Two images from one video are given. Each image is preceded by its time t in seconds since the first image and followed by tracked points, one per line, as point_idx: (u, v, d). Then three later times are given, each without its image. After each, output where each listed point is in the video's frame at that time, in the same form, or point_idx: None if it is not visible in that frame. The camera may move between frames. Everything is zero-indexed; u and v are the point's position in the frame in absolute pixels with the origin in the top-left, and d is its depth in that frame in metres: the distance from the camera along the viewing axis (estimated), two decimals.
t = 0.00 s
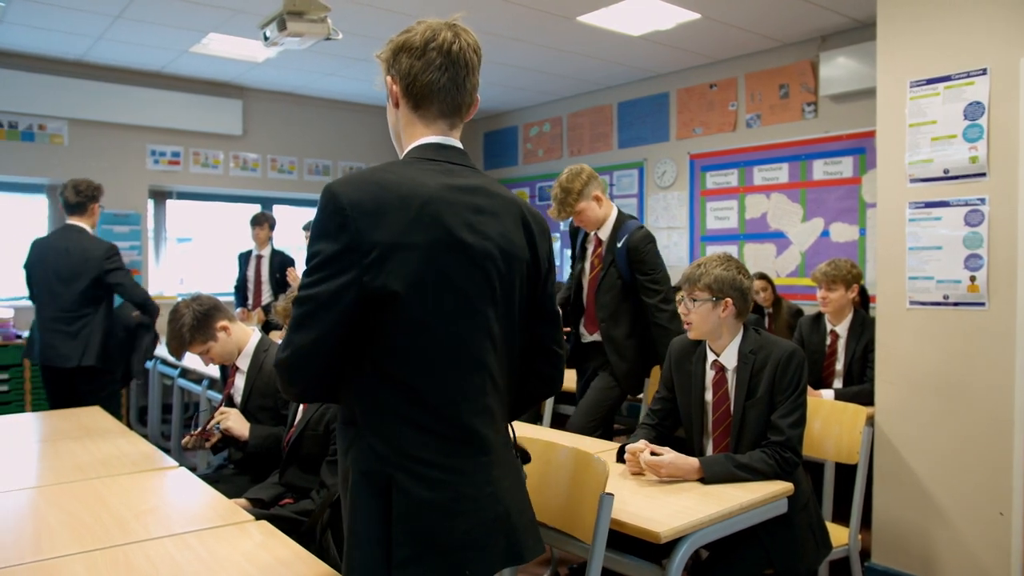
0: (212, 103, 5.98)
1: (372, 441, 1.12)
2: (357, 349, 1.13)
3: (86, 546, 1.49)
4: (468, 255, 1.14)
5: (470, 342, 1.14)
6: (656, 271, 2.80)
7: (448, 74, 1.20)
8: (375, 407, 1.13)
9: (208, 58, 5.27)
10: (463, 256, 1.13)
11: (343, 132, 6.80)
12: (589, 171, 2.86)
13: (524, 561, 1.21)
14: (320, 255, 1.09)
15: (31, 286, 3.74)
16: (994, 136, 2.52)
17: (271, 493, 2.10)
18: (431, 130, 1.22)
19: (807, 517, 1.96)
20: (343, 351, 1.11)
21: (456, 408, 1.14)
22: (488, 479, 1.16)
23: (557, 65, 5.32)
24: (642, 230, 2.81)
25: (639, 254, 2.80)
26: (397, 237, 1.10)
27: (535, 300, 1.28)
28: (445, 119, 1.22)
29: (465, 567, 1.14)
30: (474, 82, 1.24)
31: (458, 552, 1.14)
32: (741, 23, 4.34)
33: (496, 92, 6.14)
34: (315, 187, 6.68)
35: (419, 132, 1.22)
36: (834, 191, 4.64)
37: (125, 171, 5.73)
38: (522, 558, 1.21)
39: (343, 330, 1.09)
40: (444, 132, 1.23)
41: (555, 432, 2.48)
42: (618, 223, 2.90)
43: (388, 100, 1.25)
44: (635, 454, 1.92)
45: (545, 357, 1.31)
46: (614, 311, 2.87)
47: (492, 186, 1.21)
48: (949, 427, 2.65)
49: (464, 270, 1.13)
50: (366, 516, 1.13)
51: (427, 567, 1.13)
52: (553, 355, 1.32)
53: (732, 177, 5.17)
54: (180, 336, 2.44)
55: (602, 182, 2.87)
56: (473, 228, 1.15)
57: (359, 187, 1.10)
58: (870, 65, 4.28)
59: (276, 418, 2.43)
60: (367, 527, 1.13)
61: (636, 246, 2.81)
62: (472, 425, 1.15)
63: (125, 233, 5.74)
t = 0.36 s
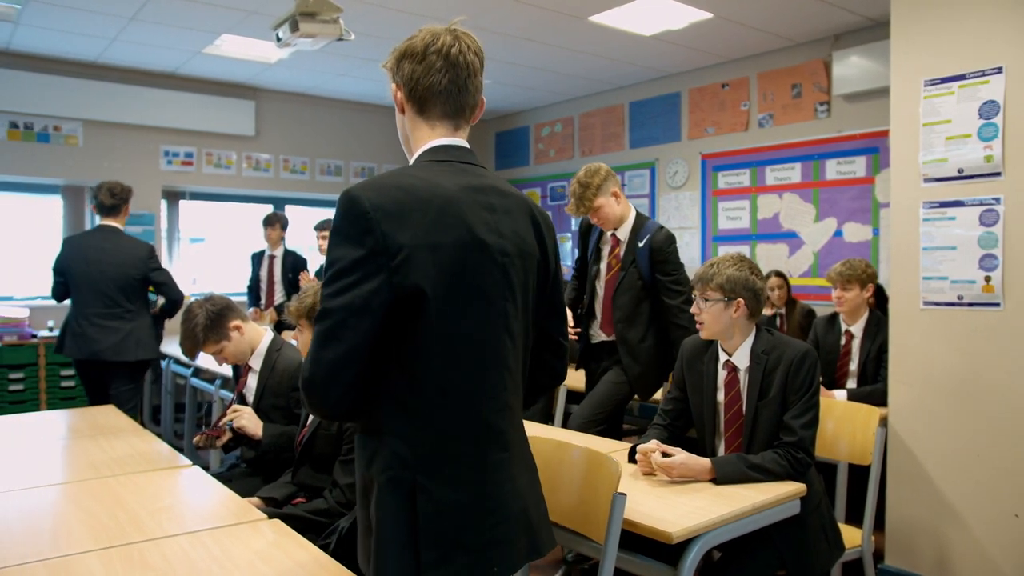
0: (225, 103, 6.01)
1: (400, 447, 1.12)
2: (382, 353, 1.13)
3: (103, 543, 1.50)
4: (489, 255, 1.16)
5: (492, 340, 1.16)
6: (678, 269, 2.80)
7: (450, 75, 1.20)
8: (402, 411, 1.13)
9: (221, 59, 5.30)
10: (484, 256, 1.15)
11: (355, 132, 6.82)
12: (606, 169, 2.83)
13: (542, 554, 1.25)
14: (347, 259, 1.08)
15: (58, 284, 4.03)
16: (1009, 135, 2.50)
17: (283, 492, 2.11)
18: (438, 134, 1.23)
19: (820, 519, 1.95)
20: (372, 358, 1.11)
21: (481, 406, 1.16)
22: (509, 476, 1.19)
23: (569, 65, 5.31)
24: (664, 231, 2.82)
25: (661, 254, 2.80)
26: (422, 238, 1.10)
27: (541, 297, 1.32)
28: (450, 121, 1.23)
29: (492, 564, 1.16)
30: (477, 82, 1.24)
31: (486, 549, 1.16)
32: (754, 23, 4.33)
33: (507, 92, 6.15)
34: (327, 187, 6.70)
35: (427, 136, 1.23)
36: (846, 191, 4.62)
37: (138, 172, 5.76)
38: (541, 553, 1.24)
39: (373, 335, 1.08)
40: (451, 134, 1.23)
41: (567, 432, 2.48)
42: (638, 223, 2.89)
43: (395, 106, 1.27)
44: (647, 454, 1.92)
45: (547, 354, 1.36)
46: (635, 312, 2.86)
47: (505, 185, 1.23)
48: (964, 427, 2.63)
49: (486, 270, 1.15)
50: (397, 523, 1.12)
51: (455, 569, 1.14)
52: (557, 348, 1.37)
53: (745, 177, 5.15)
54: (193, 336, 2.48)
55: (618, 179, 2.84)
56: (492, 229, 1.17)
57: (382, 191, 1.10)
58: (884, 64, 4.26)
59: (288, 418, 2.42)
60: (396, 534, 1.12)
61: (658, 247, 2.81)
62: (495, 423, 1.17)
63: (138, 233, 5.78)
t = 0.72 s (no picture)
0: (237, 104, 6.04)
1: (433, 454, 1.13)
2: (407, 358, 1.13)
3: (116, 540, 1.52)
4: (504, 254, 1.17)
5: (512, 339, 1.17)
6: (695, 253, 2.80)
7: (447, 77, 1.19)
8: (432, 417, 1.14)
9: (234, 60, 5.33)
10: (500, 256, 1.17)
11: (366, 132, 6.83)
12: (614, 164, 2.86)
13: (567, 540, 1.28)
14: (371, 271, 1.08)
15: (82, 289, 4.40)
16: None
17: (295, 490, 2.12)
18: (441, 136, 1.22)
19: (831, 519, 1.94)
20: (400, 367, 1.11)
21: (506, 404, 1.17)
22: (535, 470, 1.21)
23: (580, 65, 5.31)
24: (678, 222, 2.82)
25: (678, 244, 2.80)
26: (441, 243, 1.11)
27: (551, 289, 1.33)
28: (451, 123, 1.22)
29: (525, 557, 1.18)
30: (476, 81, 1.23)
31: (520, 542, 1.17)
32: (767, 22, 4.32)
33: (518, 92, 6.15)
34: (338, 187, 6.72)
35: (430, 140, 1.23)
36: (859, 190, 4.60)
37: (151, 172, 5.79)
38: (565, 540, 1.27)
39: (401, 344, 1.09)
40: (454, 136, 1.23)
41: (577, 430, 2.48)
42: (646, 218, 2.90)
43: (399, 112, 1.27)
44: (658, 453, 1.91)
45: (562, 345, 1.38)
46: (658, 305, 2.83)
47: (514, 183, 1.24)
48: (979, 428, 2.61)
49: (502, 268, 1.16)
50: (434, 527, 1.13)
51: (496, 570, 1.15)
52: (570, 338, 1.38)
53: (756, 176, 5.14)
54: (206, 335, 2.49)
55: (627, 175, 2.87)
56: (506, 227, 1.19)
57: (398, 199, 1.10)
58: (897, 63, 4.23)
59: (299, 417, 2.43)
60: (436, 538, 1.13)
61: (673, 237, 2.81)
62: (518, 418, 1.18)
63: (151, 233, 5.81)
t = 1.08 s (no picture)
0: (248, 105, 6.07)
1: (473, 476, 1.12)
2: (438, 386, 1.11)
3: (127, 538, 1.52)
4: (520, 269, 1.16)
5: (533, 352, 1.17)
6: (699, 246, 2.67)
7: (438, 98, 1.19)
8: (464, 441, 1.13)
9: (245, 61, 5.35)
10: (514, 274, 1.16)
11: (376, 133, 6.84)
12: (609, 167, 2.75)
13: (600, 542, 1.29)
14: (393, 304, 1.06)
15: (97, 286, 4.42)
16: None
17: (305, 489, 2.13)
18: (437, 158, 1.22)
19: (842, 520, 1.93)
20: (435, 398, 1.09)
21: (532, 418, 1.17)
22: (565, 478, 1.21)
23: (590, 65, 5.31)
24: (669, 213, 2.69)
25: (672, 233, 2.68)
26: (458, 266, 1.10)
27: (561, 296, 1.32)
28: (446, 143, 1.22)
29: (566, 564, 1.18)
30: (470, 99, 1.22)
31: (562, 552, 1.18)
32: (778, 21, 4.31)
33: (528, 92, 6.15)
34: (348, 187, 6.73)
35: (427, 163, 1.23)
36: (870, 191, 4.58)
37: (163, 173, 5.82)
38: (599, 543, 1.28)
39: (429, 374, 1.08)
40: (450, 156, 1.22)
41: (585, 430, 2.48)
42: (644, 215, 2.79)
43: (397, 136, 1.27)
44: (667, 454, 1.91)
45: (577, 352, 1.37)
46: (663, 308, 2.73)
47: (519, 196, 1.23)
48: (993, 431, 2.60)
49: (519, 284, 1.16)
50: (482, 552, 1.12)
51: None
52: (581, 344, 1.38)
53: (767, 176, 5.12)
54: (216, 334, 2.50)
55: (623, 177, 2.77)
56: (518, 241, 1.18)
57: (413, 230, 1.08)
58: (908, 62, 4.21)
59: (309, 417, 2.44)
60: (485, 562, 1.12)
61: (667, 228, 2.70)
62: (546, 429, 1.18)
63: (162, 234, 5.84)
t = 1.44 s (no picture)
0: (257, 105, 6.09)
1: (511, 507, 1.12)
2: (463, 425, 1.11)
3: (136, 537, 1.53)
4: (528, 301, 1.16)
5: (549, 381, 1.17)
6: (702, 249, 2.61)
7: (422, 151, 1.20)
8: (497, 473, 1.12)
9: (254, 62, 5.36)
10: (522, 308, 1.15)
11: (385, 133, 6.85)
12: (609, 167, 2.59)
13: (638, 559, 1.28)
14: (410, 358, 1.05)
15: (111, 283, 4.41)
16: None
17: (313, 489, 2.13)
18: (431, 208, 1.23)
19: (852, 522, 1.92)
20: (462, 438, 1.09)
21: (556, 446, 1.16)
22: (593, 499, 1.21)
23: (598, 65, 5.31)
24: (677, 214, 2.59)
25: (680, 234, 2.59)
26: (469, 307, 1.09)
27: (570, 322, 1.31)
28: (434, 193, 1.22)
29: None
30: (456, 148, 1.22)
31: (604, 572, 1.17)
32: (787, 20, 4.30)
33: (536, 91, 6.14)
34: (357, 187, 6.74)
35: (422, 214, 1.24)
36: (879, 190, 4.55)
37: (172, 173, 5.84)
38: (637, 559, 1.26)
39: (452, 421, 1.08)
40: (444, 204, 1.23)
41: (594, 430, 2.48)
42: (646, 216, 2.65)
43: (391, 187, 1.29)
44: (676, 454, 1.91)
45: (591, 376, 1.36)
46: (669, 315, 2.59)
47: (517, 230, 1.22)
48: (1003, 432, 2.58)
49: (529, 315, 1.15)
50: None
51: None
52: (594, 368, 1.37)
53: (776, 176, 5.10)
54: (224, 334, 2.49)
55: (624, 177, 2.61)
56: (524, 274, 1.18)
57: (420, 279, 1.08)
58: (918, 61, 4.19)
59: (318, 417, 2.45)
60: None
61: (674, 230, 2.59)
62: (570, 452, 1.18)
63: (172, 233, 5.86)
